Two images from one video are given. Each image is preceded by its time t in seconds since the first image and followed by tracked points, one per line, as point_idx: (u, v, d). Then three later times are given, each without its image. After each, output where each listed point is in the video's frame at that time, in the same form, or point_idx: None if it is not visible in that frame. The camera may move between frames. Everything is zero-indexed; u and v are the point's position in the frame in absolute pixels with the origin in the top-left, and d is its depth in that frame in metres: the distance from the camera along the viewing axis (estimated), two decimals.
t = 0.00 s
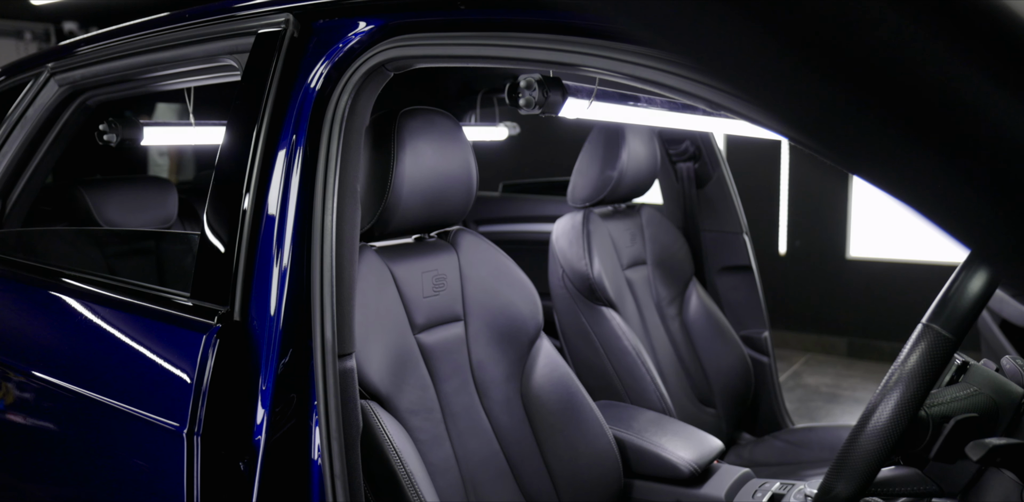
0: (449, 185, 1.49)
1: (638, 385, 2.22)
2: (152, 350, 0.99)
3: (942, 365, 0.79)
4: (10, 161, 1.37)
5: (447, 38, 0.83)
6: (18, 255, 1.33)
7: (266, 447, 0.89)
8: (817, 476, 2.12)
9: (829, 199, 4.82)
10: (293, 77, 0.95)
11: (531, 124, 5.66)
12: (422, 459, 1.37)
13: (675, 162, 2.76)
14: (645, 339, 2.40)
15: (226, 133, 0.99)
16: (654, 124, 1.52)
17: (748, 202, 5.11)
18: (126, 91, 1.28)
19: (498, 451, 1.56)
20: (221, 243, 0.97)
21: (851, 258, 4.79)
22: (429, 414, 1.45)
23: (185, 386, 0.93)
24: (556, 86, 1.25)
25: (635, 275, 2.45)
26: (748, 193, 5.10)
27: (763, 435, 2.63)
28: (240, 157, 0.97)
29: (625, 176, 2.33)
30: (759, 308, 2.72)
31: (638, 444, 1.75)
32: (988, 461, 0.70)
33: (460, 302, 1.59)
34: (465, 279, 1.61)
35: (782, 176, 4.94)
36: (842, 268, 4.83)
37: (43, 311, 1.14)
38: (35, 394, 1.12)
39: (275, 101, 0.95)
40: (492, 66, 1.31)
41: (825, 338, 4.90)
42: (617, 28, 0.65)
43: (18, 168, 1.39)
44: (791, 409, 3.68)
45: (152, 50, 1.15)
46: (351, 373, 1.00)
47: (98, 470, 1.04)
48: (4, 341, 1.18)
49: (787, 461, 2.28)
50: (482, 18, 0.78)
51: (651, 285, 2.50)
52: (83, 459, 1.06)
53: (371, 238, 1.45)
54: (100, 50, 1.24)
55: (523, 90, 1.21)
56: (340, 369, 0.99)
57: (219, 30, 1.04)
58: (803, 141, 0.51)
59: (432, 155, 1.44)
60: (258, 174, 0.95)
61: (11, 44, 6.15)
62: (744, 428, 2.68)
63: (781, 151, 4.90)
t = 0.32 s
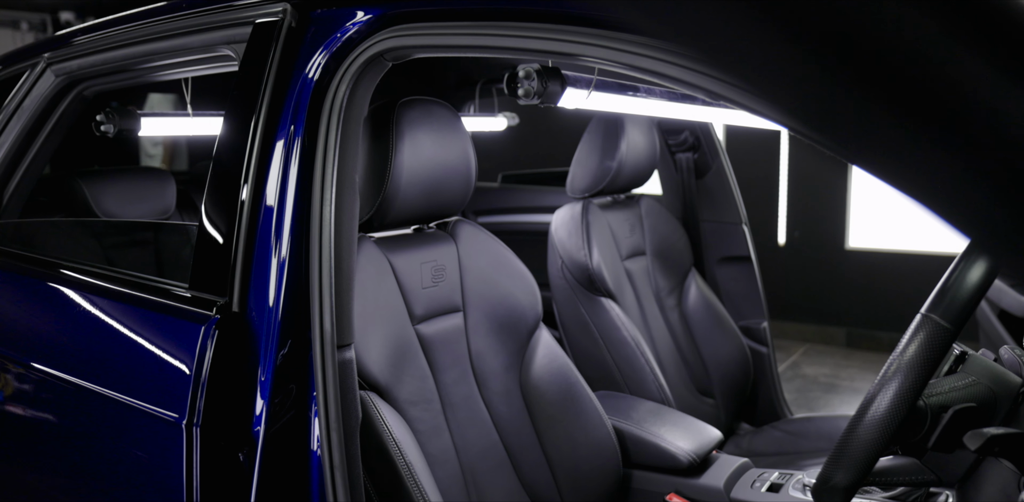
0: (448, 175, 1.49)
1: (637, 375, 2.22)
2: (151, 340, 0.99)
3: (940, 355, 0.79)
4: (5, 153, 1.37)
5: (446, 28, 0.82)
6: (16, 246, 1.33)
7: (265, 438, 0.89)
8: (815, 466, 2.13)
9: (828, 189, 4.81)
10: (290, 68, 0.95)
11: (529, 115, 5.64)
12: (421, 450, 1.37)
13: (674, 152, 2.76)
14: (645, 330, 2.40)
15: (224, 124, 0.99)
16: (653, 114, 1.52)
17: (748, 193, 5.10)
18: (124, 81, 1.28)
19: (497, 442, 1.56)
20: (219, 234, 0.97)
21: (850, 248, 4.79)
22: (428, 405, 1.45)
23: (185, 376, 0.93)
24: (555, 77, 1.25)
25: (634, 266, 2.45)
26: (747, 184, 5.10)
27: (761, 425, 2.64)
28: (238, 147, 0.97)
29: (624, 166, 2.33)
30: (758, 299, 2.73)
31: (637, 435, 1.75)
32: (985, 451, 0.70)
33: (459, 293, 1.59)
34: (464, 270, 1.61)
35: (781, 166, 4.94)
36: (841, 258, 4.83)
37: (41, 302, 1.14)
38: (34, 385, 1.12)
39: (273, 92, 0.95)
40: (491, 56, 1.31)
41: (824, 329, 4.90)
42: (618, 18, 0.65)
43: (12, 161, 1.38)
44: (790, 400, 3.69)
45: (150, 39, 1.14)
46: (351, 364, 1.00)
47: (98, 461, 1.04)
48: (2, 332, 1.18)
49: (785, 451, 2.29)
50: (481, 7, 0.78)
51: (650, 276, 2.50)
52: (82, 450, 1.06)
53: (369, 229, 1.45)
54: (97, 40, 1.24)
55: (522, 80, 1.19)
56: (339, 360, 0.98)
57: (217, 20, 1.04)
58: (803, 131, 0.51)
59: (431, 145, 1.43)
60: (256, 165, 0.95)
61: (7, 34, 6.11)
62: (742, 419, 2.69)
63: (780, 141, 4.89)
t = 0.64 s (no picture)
0: (445, 165, 1.49)
1: (635, 365, 2.23)
2: (147, 331, 0.99)
3: (937, 345, 0.78)
4: None
5: (441, 16, 0.81)
6: (12, 236, 1.33)
7: (262, 428, 0.90)
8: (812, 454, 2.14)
9: (826, 179, 4.81)
10: (287, 57, 0.94)
11: (526, 104, 5.62)
12: (419, 440, 1.38)
13: (671, 142, 2.75)
14: (642, 321, 2.40)
15: (220, 114, 0.99)
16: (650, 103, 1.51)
17: (745, 182, 5.10)
18: (118, 71, 1.27)
19: (495, 432, 1.56)
20: (216, 224, 0.97)
21: (847, 238, 4.80)
22: (426, 395, 1.45)
23: (181, 367, 0.93)
24: (551, 66, 1.23)
25: (631, 256, 2.45)
26: (745, 173, 5.09)
27: (758, 414, 2.65)
28: (234, 138, 0.96)
29: (622, 156, 2.33)
30: (756, 288, 2.73)
31: (634, 425, 1.75)
32: (981, 438, 0.70)
33: (456, 283, 1.59)
34: (462, 261, 1.61)
35: (778, 156, 4.93)
36: (838, 248, 4.83)
37: (38, 293, 1.14)
38: (32, 377, 1.12)
39: (269, 81, 0.95)
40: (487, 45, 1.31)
41: (821, 318, 4.90)
42: (614, 7, 0.65)
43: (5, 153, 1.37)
44: (787, 389, 3.70)
45: (145, 28, 1.13)
46: (348, 354, 0.99)
47: (97, 452, 1.04)
48: None
49: (782, 440, 2.29)
50: None
51: (648, 266, 2.50)
52: (81, 441, 1.06)
53: (366, 218, 1.44)
54: (91, 29, 1.23)
55: (518, 68, 1.21)
56: (337, 351, 0.98)
57: (212, 9, 1.03)
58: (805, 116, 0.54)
59: (428, 134, 1.43)
60: (252, 155, 0.94)
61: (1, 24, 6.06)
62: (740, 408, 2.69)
63: (778, 130, 4.88)
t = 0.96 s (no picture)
0: (441, 154, 1.48)
1: (631, 354, 2.23)
2: (142, 322, 0.99)
3: (931, 333, 0.78)
4: None
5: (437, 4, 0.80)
6: (6, 227, 1.32)
7: (258, 419, 0.90)
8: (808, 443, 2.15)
9: (822, 168, 4.81)
10: (280, 46, 0.94)
11: (521, 93, 5.61)
12: (415, 430, 1.38)
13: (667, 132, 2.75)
14: (639, 310, 2.40)
15: (213, 104, 0.98)
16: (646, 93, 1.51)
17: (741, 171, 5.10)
18: (110, 61, 1.26)
19: (491, 422, 1.56)
20: (210, 214, 0.97)
21: (843, 227, 4.80)
22: (423, 385, 1.45)
23: (176, 358, 0.93)
24: (547, 55, 1.23)
25: (627, 246, 2.44)
26: (741, 162, 5.09)
27: (754, 404, 2.66)
28: (228, 128, 0.96)
29: (618, 145, 2.32)
30: (752, 277, 2.73)
31: (631, 414, 1.76)
32: (974, 426, 0.70)
33: (452, 273, 1.59)
34: (458, 251, 1.61)
35: (775, 145, 4.93)
36: (834, 237, 4.84)
37: (33, 285, 1.13)
38: (27, 368, 1.12)
39: (263, 70, 0.94)
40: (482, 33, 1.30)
41: (817, 307, 4.91)
42: None
43: None
44: (783, 378, 3.71)
45: (138, 18, 1.12)
46: (343, 344, 0.99)
47: (93, 444, 1.04)
48: None
49: (778, 429, 2.30)
50: None
51: (644, 255, 2.50)
52: (78, 433, 1.06)
53: (362, 209, 1.44)
54: (83, 19, 1.22)
55: (513, 58, 1.18)
56: (332, 341, 0.98)
57: None
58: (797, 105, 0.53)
59: (423, 123, 1.43)
60: (246, 145, 0.94)
61: None
62: (736, 397, 2.70)
63: (775, 120, 4.87)
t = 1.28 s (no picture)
0: (435, 143, 1.48)
1: (626, 343, 2.24)
2: (135, 313, 0.98)
3: (925, 321, 0.79)
4: None
5: None
6: None
7: (253, 410, 0.90)
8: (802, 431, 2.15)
9: (817, 157, 4.82)
10: (272, 35, 0.93)
11: (517, 83, 5.59)
12: (410, 420, 1.38)
13: (662, 120, 2.75)
14: (633, 300, 2.40)
15: (205, 93, 0.98)
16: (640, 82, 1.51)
17: (737, 160, 5.10)
18: (100, 51, 1.25)
19: (486, 412, 1.56)
20: (203, 205, 0.96)
21: (838, 216, 4.81)
22: (418, 375, 1.45)
23: (170, 349, 0.93)
24: (541, 43, 1.23)
25: (622, 235, 2.44)
26: (736, 152, 5.09)
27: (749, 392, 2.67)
28: (220, 117, 0.96)
29: (613, 134, 2.31)
30: (747, 266, 2.74)
31: (626, 403, 1.77)
32: (968, 413, 0.70)
33: (447, 263, 1.58)
34: (452, 241, 1.60)
35: (770, 134, 4.93)
36: (828, 226, 4.85)
37: (25, 276, 1.13)
38: (21, 360, 1.12)
39: (255, 59, 0.93)
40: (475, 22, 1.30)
41: (812, 296, 4.93)
42: None
43: None
44: (778, 367, 3.73)
45: (127, 6, 1.11)
46: (338, 334, 0.98)
47: (87, 435, 1.04)
48: None
49: (772, 417, 2.31)
50: None
51: (639, 245, 2.49)
52: (71, 425, 1.06)
53: (356, 199, 1.43)
54: (72, 8, 1.21)
55: (507, 46, 1.22)
56: (327, 331, 0.97)
57: None
58: (790, 93, 0.53)
59: (417, 113, 1.42)
60: (238, 135, 0.94)
61: None
62: (731, 386, 2.71)
63: (769, 109, 4.87)
